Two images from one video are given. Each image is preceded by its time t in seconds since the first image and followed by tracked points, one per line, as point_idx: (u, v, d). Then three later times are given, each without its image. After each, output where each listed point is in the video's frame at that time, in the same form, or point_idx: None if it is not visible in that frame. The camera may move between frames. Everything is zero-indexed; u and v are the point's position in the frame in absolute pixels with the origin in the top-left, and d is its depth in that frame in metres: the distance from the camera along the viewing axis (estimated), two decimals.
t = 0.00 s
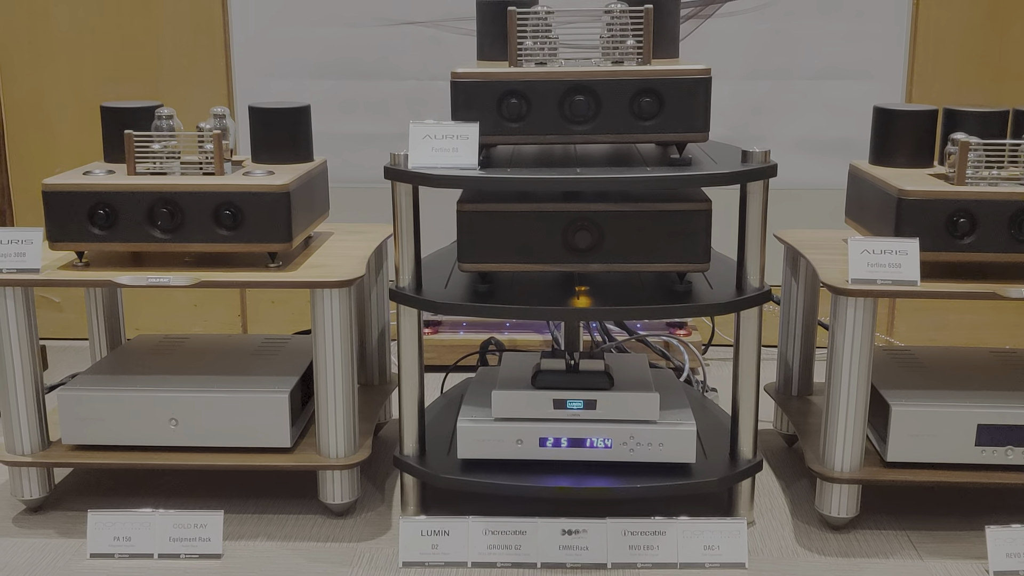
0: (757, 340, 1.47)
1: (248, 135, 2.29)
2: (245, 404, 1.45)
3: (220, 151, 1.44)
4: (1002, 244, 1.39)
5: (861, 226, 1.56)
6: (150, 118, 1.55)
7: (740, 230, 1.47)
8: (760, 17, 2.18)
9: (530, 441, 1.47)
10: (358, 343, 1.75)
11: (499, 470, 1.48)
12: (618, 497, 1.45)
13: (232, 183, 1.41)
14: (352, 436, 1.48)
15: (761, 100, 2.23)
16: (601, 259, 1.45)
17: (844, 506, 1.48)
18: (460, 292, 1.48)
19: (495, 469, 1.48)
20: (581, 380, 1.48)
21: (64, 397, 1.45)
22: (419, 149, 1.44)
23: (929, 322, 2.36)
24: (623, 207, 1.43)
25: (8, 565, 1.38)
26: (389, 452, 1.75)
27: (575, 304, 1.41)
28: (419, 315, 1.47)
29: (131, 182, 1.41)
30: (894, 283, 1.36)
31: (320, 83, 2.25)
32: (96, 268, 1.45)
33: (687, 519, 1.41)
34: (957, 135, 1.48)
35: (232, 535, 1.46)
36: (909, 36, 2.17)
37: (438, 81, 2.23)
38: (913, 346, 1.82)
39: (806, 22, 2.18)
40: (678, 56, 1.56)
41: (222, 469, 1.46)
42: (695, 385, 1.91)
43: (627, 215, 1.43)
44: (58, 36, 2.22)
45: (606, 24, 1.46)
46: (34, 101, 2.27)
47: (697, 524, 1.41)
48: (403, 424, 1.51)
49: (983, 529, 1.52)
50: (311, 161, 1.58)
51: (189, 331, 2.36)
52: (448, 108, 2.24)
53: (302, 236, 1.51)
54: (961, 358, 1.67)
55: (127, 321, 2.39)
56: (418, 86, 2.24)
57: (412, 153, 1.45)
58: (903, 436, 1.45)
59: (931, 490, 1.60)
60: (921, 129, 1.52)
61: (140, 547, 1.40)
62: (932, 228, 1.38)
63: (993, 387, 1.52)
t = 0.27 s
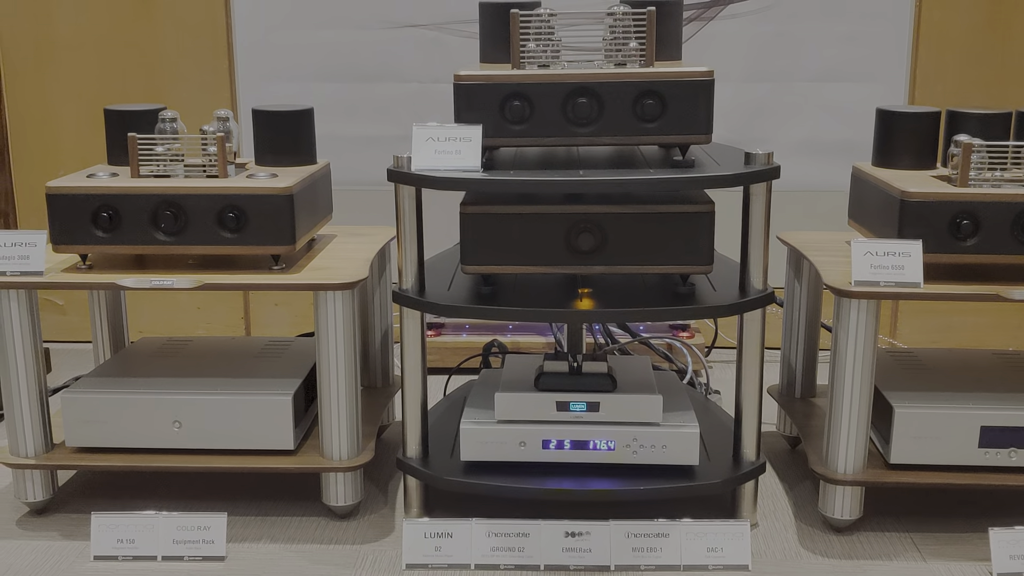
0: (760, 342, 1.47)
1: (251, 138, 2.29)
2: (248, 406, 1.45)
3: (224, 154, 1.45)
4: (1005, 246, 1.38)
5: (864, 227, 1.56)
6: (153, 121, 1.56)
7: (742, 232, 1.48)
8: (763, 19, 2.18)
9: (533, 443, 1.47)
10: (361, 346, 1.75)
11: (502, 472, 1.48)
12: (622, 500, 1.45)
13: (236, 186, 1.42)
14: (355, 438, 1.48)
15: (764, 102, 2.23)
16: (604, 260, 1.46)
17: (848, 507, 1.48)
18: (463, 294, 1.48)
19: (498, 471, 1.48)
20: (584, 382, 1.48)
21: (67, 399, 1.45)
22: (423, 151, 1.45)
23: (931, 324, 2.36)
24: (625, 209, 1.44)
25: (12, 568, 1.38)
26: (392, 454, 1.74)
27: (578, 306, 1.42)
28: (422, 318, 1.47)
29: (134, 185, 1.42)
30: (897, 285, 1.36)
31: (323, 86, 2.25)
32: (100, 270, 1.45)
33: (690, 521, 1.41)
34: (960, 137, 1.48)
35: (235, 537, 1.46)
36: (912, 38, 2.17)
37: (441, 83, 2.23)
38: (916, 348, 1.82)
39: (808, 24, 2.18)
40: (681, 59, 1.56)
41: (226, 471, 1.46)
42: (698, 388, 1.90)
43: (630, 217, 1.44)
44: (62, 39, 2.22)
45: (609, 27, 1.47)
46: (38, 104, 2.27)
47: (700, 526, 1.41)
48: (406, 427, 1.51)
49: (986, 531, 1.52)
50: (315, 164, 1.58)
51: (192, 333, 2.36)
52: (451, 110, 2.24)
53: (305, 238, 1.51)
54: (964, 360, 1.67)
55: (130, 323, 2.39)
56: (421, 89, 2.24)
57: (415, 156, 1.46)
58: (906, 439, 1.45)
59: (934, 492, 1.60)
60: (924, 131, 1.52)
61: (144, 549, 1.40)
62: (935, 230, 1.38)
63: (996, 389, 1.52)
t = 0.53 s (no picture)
0: (765, 344, 1.47)
1: (255, 142, 2.29)
2: (252, 409, 1.46)
3: (228, 157, 1.45)
4: (1011, 248, 1.38)
5: (869, 229, 1.56)
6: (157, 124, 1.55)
7: (747, 234, 1.48)
8: (767, 22, 2.18)
9: (538, 446, 1.47)
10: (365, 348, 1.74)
11: (507, 475, 1.48)
12: (626, 502, 1.45)
13: (240, 189, 1.42)
14: (360, 441, 1.48)
15: (768, 104, 2.23)
16: (608, 263, 1.46)
17: (853, 510, 1.48)
18: (467, 297, 1.48)
19: (503, 474, 1.48)
20: (589, 385, 1.48)
21: (72, 403, 1.46)
22: (427, 154, 1.45)
23: (936, 326, 2.35)
24: (629, 212, 1.44)
25: (17, 571, 1.38)
26: (396, 457, 1.74)
27: (582, 309, 1.42)
28: (426, 321, 1.47)
29: (139, 189, 1.42)
30: (902, 287, 1.36)
31: (327, 89, 2.25)
32: (105, 274, 1.46)
33: (695, 524, 1.41)
34: (965, 139, 1.48)
35: (240, 541, 1.46)
36: (916, 39, 2.17)
37: (445, 86, 2.23)
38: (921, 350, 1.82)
39: (812, 26, 2.18)
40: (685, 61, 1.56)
41: (231, 474, 1.46)
42: (703, 390, 1.89)
43: (634, 219, 1.44)
44: (67, 43, 2.23)
45: (613, 29, 1.47)
46: (43, 108, 2.27)
47: (705, 528, 1.41)
48: (410, 430, 1.51)
49: (992, 533, 1.51)
50: (319, 167, 1.58)
51: (196, 337, 2.36)
52: (455, 113, 2.24)
53: (309, 242, 1.51)
54: (970, 361, 1.67)
55: (134, 327, 2.39)
56: (424, 92, 2.24)
57: (418, 159, 1.47)
58: (911, 441, 1.45)
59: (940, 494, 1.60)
60: (929, 132, 1.52)
61: (149, 552, 1.40)
62: (939, 232, 1.38)
63: (1002, 391, 1.52)
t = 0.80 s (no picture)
0: (769, 347, 1.48)
1: (260, 146, 2.30)
2: (257, 413, 1.46)
3: (233, 161, 1.45)
4: (1015, 250, 1.38)
5: (872, 232, 1.56)
6: (161, 129, 1.56)
7: (750, 237, 1.48)
8: (770, 25, 2.18)
9: (542, 449, 1.47)
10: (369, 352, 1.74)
11: (511, 478, 1.48)
12: (631, 506, 1.45)
13: (245, 194, 1.43)
14: (364, 444, 1.48)
15: (771, 108, 2.23)
16: (612, 266, 1.46)
17: (858, 513, 1.48)
18: (470, 300, 1.48)
19: (507, 478, 1.48)
20: (593, 389, 1.48)
21: (76, 407, 1.46)
22: (431, 158, 1.46)
23: (940, 328, 2.35)
24: (633, 215, 1.44)
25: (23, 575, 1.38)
26: (401, 460, 1.74)
27: (586, 312, 1.42)
28: (430, 324, 1.47)
29: (143, 194, 1.42)
30: (906, 290, 1.36)
31: (331, 94, 2.26)
32: (109, 278, 1.46)
33: (699, 527, 1.41)
34: (968, 142, 1.48)
35: (245, 544, 1.47)
36: (919, 42, 2.17)
37: (448, 90, 2.24)
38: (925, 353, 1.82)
39: (815, 30, 2.18)
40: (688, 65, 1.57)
41: (235, 478, 1.46)
42: (707, 394, 1.88)
43: (638, 222, 1.44)
44: (71, 49, 2.23)
45: (616, 33, 1.48)
46: (47, 113, 2.28)
47: (709, 532, 1.41)
48: (415, 433, 1.51)
49: (996, 536, 1.51)
50: (323, 171, 1.59)
51: (201, 341, 2.37)
52: (458, 117, 2.25)
53: (313, 246, 1.52)
54: (974, 364, 1.67)
55: (139, 331, 2.39)
56: (428, 96, 2.25)
57: (422, 162, 1.47)
58: (915, 444, 1.45)
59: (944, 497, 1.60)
60: (932, 135, 1.52)
61: (154, 556, 1.40)
62: (943, 235, 1.38)
63: (1006, 394, 1.52)
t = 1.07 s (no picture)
0: (773, 351, 1.48)
1: (265, 150, 2.30)
2: (262, 417, 1.46)
3: (238, 165, 1.46)
4: (1021, 254, 1.38)
5: (877, 235, 1.56)
6: (166, 133, 1.56)
7: (755, 241, 1.48)
8: (774, 30, 2.18)
9: (546, 453, 1.47)
10: (374, 356, 1.73)
11: (516, 482, 1.48)
12: (635, 510, 1.45)
13: (250, 198, 1.43)
14: (368, 448, 1.49)
15: (776, 112, 2.23)
16: (616, 270, 1.46)
17: (863, 518, 1.47)
18: (474, 304, 1.49)
19: (511, 482, 1.48)
20: (597, 393, 1.48)
21: (82, 411, 1.46)
22: (434, 162, 1.47)
23: (945, 333, 2.35)
24: (637, 219, 1.44)
25: None
26: (406, 464, 1.74)
27: (590, 316, 1.42)
28: (434, 328, 1.48)
29: (149, 198, 1.43)
30: (910, 293, 1.36)
31: (335, 98, 2.26)
32: (115, 282, 1.46)
33: (704, 531, 1.41)
34: (973, 145, 1.48)
35: (250, 548, 1.47)
36: (924, 46, 2.17)
37: (453, 94, 2.24)
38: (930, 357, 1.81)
39: (819, 34, 2.18)
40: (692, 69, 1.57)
41: (240, 482, 1.46)
42: (712, 398, 1.88)
43: (642, 226, 1.44)
44: (76, 53, 2.23)
45: (620, 37, 1.48)
46: (53, 117, 2.28)
47: (714, 536, 1.40)
48: (419, 437, 1.51)
49: (1002, 540, 1.51)
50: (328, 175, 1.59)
51: (206, 345, 2.37)
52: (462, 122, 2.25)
53: (318, 250, 1.52)
54: (979, 368, 1.67)
55: (145, 336, 2.39)
56: (432, 100, 2.25)
57: (426, 167, 1.47)
58: (920, 448, 1.45)
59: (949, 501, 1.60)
60: (937, 139, 1.52)
61: (158, 560, 1.40)
62: (948, 238, 1.38)
63: (1012, 398, 1.51)
